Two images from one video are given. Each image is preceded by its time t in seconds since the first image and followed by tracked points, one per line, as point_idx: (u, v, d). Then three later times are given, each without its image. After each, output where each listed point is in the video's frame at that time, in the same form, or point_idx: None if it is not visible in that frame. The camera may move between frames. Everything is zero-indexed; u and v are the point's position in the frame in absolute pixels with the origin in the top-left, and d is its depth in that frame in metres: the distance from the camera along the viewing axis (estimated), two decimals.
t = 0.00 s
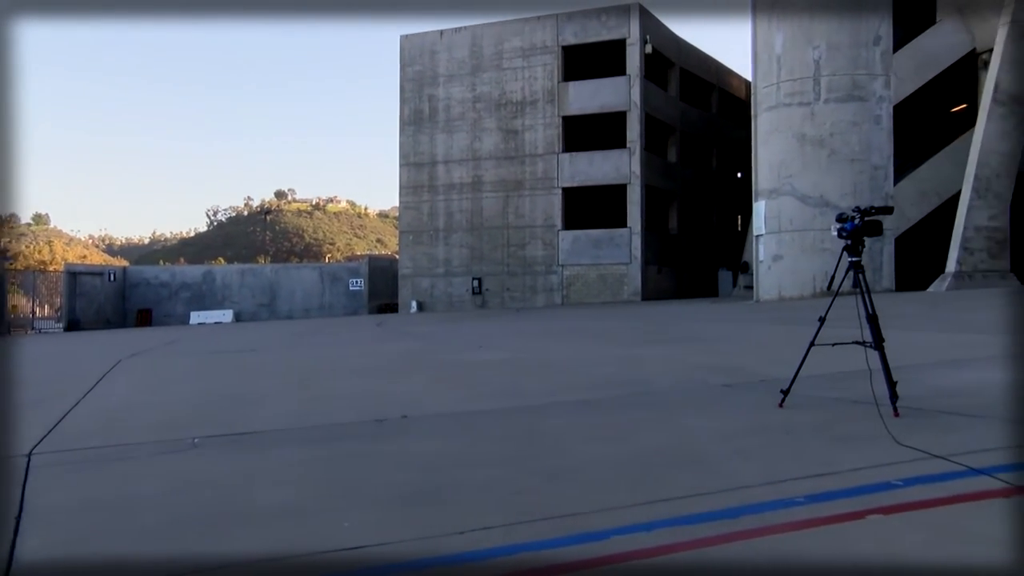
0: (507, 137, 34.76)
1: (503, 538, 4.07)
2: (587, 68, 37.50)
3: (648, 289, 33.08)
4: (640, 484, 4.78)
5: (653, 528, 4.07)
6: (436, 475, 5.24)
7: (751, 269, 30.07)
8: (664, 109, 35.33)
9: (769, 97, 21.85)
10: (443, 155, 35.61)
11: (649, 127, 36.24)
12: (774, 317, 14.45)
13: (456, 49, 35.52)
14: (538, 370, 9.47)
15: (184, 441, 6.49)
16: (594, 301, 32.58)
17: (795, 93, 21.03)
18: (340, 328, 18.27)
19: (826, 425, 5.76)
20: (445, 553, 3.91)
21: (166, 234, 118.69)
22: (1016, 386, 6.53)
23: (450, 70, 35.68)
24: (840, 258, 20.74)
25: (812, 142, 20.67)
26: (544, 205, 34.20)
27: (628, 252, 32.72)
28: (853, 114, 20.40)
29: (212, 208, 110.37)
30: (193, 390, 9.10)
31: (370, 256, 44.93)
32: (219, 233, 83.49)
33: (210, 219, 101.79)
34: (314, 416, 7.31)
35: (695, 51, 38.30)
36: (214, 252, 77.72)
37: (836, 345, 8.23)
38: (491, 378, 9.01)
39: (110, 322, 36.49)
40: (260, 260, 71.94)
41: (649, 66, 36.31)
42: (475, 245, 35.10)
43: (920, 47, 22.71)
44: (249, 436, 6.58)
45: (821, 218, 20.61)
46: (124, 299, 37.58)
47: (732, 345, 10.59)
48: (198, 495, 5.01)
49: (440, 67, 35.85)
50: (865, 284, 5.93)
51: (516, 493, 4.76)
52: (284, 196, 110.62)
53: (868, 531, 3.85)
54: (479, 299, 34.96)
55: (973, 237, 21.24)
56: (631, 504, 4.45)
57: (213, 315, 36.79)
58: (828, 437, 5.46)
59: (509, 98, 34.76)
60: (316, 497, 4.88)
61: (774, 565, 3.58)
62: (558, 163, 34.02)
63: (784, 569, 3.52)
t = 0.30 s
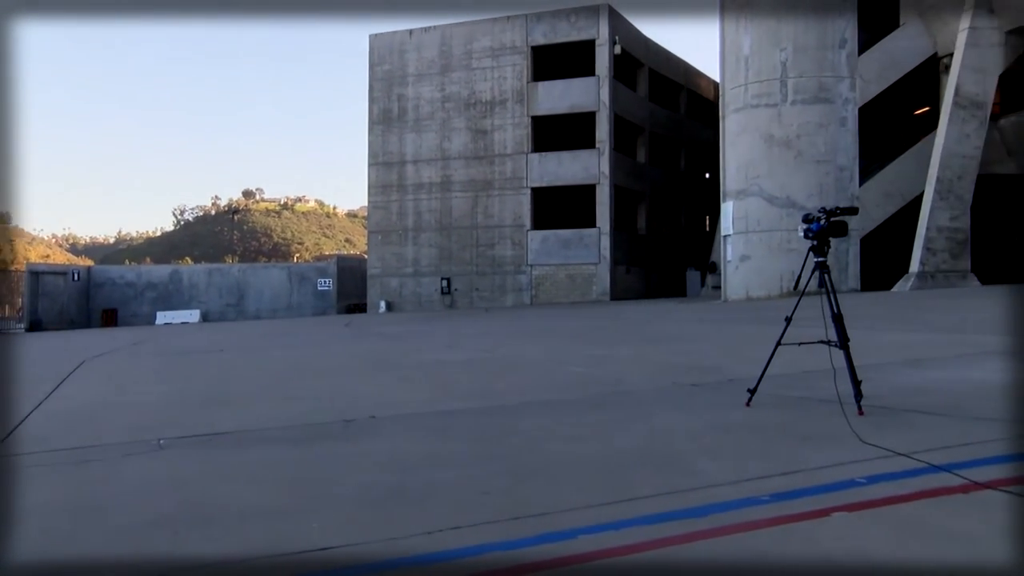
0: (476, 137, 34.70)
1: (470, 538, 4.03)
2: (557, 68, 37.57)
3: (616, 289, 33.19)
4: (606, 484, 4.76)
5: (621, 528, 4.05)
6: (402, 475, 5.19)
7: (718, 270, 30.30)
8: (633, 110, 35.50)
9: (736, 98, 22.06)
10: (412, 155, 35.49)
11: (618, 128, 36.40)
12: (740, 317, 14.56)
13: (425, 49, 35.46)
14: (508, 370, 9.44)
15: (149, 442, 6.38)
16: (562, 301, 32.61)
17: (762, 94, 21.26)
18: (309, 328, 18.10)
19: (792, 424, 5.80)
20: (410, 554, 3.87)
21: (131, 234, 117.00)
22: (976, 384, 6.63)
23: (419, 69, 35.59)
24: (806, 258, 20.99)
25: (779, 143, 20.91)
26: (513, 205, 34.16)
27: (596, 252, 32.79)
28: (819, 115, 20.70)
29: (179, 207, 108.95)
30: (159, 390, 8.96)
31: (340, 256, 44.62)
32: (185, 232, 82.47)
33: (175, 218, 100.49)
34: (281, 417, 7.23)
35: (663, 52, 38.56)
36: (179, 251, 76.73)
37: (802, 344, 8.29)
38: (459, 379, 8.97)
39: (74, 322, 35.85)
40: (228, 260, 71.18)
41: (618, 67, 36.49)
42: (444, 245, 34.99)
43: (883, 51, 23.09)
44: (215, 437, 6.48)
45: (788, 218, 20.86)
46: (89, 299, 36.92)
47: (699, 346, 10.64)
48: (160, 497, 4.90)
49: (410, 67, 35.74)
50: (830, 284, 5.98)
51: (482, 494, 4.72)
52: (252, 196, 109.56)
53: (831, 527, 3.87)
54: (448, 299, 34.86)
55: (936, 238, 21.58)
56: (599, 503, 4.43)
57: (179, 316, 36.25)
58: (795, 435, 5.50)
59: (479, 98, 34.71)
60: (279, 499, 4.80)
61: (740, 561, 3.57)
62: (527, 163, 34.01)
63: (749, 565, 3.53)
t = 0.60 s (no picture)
0: (430, 137, 34.54)
1: (422, 540, 3.96)
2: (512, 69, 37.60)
3: (570, 289, 33.29)
4: (559, 485, 4.73)
5: (573, 528, 4.03)
6: (353, 477, 5.09)
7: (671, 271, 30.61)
8: (587, 111, 35.68)
9: (689, 99, 22.32)
10: (367, 155, 35.24)
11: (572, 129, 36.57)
12: (693, 317, 14.67)
13: (380, 48, 35.25)
14: (463, 370, 9.38)
15: (94, 445, 6.18)
16: (516, 301, 32.60)
17: (715, 96, 21.57)
18: (261, 329, 17.82)
19: (745, 422, 5.85)
20: (361, 556, 3.79)
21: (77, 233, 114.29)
22: (922, 383, 6.75)
23: (374, 69, 35.37)
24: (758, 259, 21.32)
25: (732, 144, 21.27)
26: (467, 205, 34.06)
27: (551, 253, 32.86)
28: (770, 118, 21.18)
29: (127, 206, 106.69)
30: (105, 393, 8.71)
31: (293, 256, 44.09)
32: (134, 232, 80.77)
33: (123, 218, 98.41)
34: (231, 419, 7.07)
35: (618, 54, 38.82)
36: (128, 251, 75.09)
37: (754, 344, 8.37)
38: (413, 379, 8.88)
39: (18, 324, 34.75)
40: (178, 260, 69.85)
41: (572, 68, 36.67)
42: (398, 245, 34.76)
43: (832, 56, 23.56)
44: (162, 440, 6.31)
45: (740, 220, 21.20)
46: (33, 300, 35.84)
47: (652, 346, 10.69)
48: (100, 501, 4.73)
49: (364, 66, 35.51)
50: (781, 285, 6.02)
51: (435, 495, 4.66)
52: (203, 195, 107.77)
53: (782, 522, 3.88)
54: (402, 299, 34.64)
55: (884, 239, 22.07)
56: (552, 503, 4.40)
57: (128, 317, 35.27)
58: (746, 434, 5.53)
59: (433, 98, 34.56)
60: (225, 502, 4.67)
61: (693, 557, 3.56)
62: (482, 163, 33.93)
63: (702, 561, 3.51)
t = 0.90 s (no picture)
0: (385, 138, 34.33)
1: (375, 542, 3.90)
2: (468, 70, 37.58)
3: (526, 291, 33.29)
4: (512, 486, 4.70)
5: (528, 529, 4.00)
6: (305, 480, 5.00)
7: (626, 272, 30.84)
8: (542, 113, 35.77)
9: (644, 102, 22.55)
10: (321, 156, 34.98)
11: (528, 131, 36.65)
12: (649, 319, 14.77)
13: (335, 49, 35.04)
14: (418, 372, 9.31)
15: (38, 450, 5.99)
16: (471, 303, 32.48)
17: (670, 99, 21.83)
18: (214, 331, 17.54)
19: (696, 423, 5.89)
20: (314, 559, 3.71)
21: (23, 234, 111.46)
22: (870, 383, 6.87)
23: (329, 69, 35.13)
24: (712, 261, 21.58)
25: (686, 147, 21.53)
26: (423, 207, 33.87)
27: (506, 255, 32.83)
28: (724, 121, 21.46)
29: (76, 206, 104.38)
30: (52, 396, 8.47)
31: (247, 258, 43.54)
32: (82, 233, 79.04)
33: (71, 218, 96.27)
34: (184, 422, 6.91)
35: (573, 56, 39.03)
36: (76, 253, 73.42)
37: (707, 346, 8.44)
38: (368, 382, 8.76)
39: None
40: (128, 262, 68.50)
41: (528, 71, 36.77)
42: (352, 247, 34.48)
43: (783, 61, 24.00)
44: (110, 444, 6.13)
45: (694, 222, 21.46)
46: None
47: (607, 347, 10.73)
48: (40, 507, 4.57)
49: (319, 67, 35.27)
50: (734, 287, 6.05)
51: (388, 498, 4.59)
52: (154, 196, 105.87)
53: (735, 521, 3.89)
54: (357, 301, 34.35)
55: (834, 241, 22.52)
56: (506, 505, 4.38)
57: (76, 318, 34.12)
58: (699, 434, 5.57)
59: (389, 99, 34.37)
60: (170, 506, 4.54)
61: (650, 556, 3.55)
62: (437, 164, 33.78)
63: (657, 559, 3.51)
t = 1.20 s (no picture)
0: (339, 139, 34.01)
1: (326, 545, 3.83)
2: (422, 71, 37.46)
3: (479, 292, 33.20)
4: (466, 488, 4.67)
5: (481, 530, 3.97)
6: (254, 483, 4.90)
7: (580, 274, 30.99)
8: (497, 115, 35.77)
9: (598, 104, 22.73)
10: (274, 156, 34.62)
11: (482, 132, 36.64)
12: (602, 320, 14.85)
13: (288, 48, 34.72)
14: (372, 373, 9.23)
15: None
16: (424, 305, 32.28)
17: (624, 101, 22.03)
18: (164, 332, 17.28)
19: (649, 424, 5.92)
20: (265, 563, 3.62)
21: None
22: (819, 383, 6.96)
23: (282, 69, 34.78)
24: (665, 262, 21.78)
25: (639, 149, 21.74)
26: (376, 208, 33.57)
27: (460, 256, 32.70)
28: (676, 124, 21.69)
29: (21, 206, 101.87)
30: None
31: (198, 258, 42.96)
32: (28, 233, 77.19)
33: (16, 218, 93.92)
34: (131, 424, 6.74)
35: (527, 58, 39.12)
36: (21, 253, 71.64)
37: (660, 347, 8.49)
38: (321, 383, 8.65)
39: None
40: (76, 262, 67.02)
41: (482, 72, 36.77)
42: (305, 247, 34.13)
43: (734, 64, 24.36)
44: (53, 447, 5.95)
45: (647, 223, 21.66)
46: None
47: (560, 348, 10.74)
48: None
49: (272, 66, 34.91)
50: (685, 288, 6.06)
51: (341, 500, 4.52)
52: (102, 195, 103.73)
53: (686, 520, 3.91)
54: (310, 302, 33.99)
55: (785, 243, 22.89)
56: (460, 506, 4.34)
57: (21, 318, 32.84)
58: (651, 435, 5.60)
59: (342, 99, 34.06)
60: (115, 510, 4.41)
61: (605, 556, 3.54)
62: (391, 165, 33.52)
63: (609, 560, 3.50)
